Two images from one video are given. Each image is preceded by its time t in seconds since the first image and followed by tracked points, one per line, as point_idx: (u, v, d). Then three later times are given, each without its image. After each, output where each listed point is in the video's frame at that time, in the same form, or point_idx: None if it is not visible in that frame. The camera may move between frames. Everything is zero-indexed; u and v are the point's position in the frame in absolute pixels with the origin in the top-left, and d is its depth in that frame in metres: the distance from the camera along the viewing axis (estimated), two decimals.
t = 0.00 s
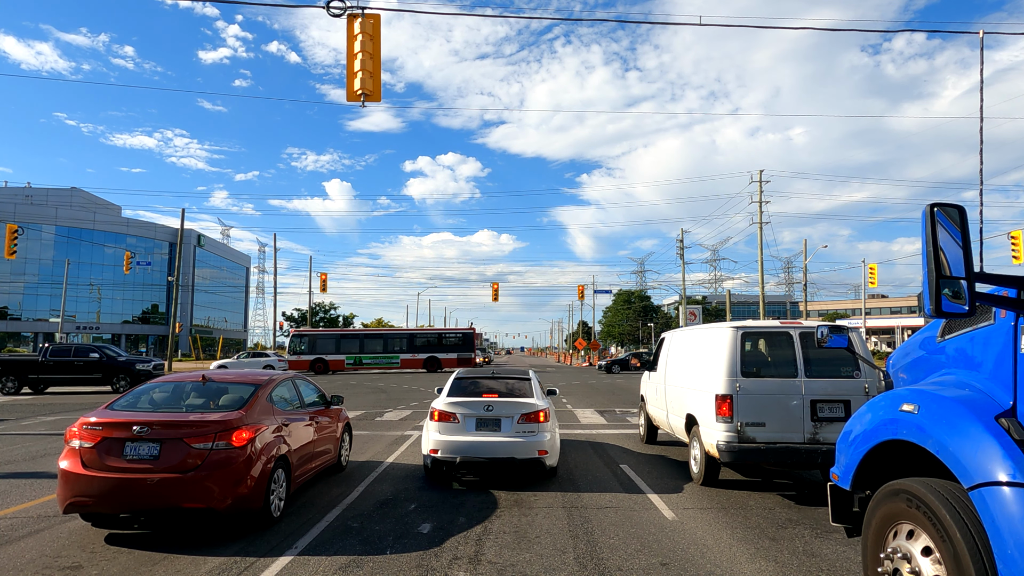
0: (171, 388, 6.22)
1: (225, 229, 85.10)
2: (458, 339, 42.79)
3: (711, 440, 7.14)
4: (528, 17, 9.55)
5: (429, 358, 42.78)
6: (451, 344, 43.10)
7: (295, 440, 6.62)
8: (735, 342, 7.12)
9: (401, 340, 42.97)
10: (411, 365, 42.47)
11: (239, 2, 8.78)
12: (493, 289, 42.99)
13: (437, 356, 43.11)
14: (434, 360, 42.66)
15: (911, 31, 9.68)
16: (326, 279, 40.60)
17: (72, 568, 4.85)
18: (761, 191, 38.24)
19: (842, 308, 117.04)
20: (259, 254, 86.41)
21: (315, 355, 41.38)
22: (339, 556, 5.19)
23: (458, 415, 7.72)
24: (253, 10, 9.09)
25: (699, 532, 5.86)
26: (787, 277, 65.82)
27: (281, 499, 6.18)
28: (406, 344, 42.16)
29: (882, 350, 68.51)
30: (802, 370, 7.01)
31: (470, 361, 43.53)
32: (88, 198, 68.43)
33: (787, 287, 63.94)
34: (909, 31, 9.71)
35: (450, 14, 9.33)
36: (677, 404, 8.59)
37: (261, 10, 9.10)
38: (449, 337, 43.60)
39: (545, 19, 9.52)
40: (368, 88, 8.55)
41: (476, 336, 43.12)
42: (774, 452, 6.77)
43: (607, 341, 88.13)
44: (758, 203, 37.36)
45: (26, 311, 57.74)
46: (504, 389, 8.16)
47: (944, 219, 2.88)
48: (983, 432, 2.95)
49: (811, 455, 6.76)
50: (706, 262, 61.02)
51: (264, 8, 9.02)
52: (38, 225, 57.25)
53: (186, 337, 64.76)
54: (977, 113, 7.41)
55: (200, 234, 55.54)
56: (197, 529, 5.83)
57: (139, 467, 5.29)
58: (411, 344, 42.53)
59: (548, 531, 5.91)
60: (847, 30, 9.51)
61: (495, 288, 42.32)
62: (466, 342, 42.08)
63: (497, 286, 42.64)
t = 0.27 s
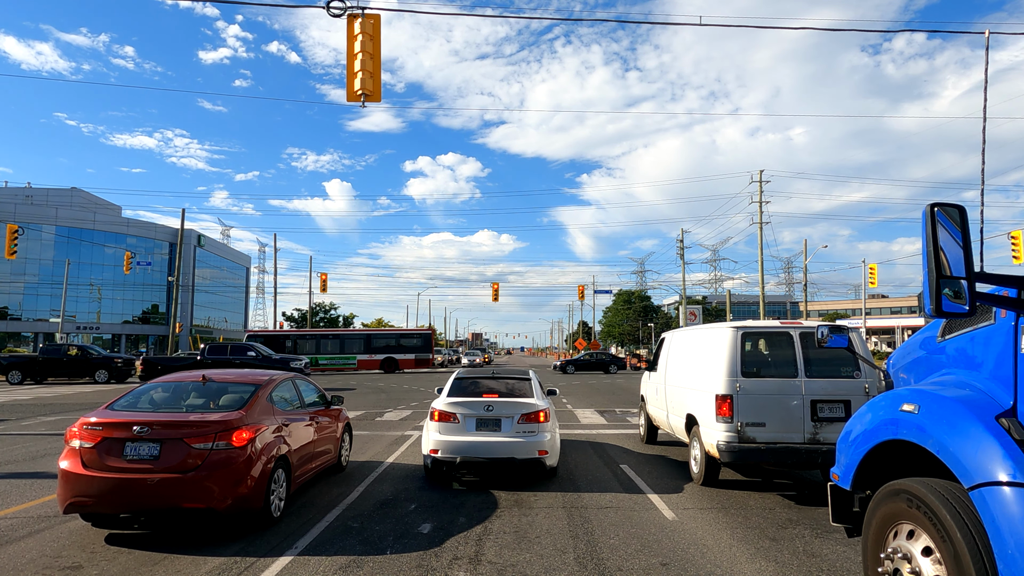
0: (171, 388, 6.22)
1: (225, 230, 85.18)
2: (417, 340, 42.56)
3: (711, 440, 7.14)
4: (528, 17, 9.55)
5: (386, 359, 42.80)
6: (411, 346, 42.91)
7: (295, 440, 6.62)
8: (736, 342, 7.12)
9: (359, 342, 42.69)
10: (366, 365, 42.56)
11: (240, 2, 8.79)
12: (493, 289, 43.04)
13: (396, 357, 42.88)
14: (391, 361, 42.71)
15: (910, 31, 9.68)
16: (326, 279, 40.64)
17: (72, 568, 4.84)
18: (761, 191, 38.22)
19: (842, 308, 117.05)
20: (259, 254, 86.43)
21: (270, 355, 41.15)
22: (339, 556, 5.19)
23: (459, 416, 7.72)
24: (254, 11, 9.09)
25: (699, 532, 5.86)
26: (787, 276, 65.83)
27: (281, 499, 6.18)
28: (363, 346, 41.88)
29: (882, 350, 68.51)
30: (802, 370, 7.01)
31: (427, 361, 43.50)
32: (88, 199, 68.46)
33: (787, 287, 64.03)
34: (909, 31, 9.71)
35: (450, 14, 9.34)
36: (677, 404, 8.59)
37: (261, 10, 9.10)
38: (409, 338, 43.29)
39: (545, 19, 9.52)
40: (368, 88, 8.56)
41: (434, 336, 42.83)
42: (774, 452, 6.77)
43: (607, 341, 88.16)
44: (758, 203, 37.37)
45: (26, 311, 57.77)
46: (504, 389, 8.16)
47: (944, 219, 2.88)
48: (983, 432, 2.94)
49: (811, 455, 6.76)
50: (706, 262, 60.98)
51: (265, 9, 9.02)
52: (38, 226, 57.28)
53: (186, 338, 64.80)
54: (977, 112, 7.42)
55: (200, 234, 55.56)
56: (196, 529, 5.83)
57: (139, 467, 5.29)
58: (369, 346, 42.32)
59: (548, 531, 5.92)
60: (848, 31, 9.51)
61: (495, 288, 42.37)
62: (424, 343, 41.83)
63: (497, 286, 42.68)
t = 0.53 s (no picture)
0: (171, 388, 6.22)
1: (225, 230, 85.22)
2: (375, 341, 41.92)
3: (711, 440, 7.14)
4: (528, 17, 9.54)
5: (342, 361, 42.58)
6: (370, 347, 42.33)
7: (295, 440, 6.62)
8: (736, 342, 7.12)
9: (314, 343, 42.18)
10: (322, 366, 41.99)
11: (241, 3, 8.77)
12: (493, 288, 43.02)
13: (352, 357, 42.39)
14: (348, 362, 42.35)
15: (911, 31, 9.67)
16: (327, 280, 40.66)
17: (72, 568, 4.85)
18: (761, 191, 38.15)
19: (842, 308, 117.00)
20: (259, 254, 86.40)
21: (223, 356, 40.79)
22: (339, 556, 5.19)
23: (459, 416, 7.72)
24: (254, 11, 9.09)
25: (699, 532, 5.86)
26: (787, 276, 65.74)
27: (281, 499, 6.18)
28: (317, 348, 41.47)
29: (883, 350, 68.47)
30: (802, 370, 7.01)
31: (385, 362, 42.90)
32: (88, 199, 68.46)
33: (787, 287, 64.01)
34: (909, 31, 9.71)
35: (450, 14, 9.33)
36: (677, 405, 8.59)
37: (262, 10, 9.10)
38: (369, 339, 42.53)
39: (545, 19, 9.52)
40: (368, 88, 8.56)
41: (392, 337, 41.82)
42: (774, 452, 6.77)
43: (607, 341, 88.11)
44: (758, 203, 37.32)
45: (26, 311, 57.78)
46: (504, 389, 8.16)
47: (944, 219, 2.88)
48: (983, 433, 2.95)
49: (811, 455, 6.76)
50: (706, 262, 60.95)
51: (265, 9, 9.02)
52: (38, 226, 57.27)
53: (186, 338, 64.79)
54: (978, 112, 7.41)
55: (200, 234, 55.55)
56: (197, 529, 5.83)
57: (139, 467, 5.29)
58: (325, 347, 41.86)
59: (548, 531, 5.92)
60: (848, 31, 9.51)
61: (495, 288, 42.38)
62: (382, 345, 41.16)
63: (497, 286, 42.68)
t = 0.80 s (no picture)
0: (171, 388, 6.22)
1: (226, 230, 85.23)
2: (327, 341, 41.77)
3: (711, 440, 7.14)
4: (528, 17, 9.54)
5: (296, 359, 42.46)
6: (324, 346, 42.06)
7: (295, 440, 6.62)
8: (736, 342, 7.12)
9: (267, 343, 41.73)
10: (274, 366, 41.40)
11: (241, 3, 8.78)
12: (493, 288, 43.03)
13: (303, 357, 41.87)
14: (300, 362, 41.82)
15: (911, 31, 9.66)
16: (326, 280, 40.65)
17: (72, 568, 4.85)
18: (762, 191, 38.06)
19: (842, 308, 116.95)
20: (259, 254, 86.35)
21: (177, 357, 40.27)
22: (339, 556, 5.19)
23: (459, 416, 7.72)
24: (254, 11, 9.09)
25: (699, 532, 5.86)
26: (787, 277, 65.69)
27: (281, 499, 6.18)
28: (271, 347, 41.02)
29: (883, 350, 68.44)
30: (802, 370, 7.01)
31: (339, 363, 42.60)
32: (88, 199, 68.45)
33: (787, 287, 63.98)
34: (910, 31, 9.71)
35: (451, 14, 9.33)
36: (677, 405, 8.59)
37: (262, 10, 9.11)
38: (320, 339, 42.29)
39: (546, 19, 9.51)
40: (368, 88, 8.56)
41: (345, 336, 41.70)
42: (774, 452, 6.77)
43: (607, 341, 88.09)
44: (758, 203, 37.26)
45: (26, 311, 57.79)
46: (504, 389, 8.16)
47: (944, 219, 2.88)
48: (983, 432, 2.95)
49: (811, 455, 6.76)
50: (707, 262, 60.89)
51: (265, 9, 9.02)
52: (38, 226, 57.27)
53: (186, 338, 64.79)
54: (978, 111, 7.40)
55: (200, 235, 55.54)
56: (196, 529, 5.83)
57: (139, 467, 5.29)
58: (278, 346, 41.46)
59: (548, 531, 5.92)
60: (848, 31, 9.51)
61: (496, 288, 42.38)
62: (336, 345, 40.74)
63: (497, 286, 42.67)
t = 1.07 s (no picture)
0: (171, 387, 6.22)
1: (226, 230, 85.22)
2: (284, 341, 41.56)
3: (711, 440, 7.14)
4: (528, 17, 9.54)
5: (252, 358, 42.12)
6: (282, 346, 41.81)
7: (294, 440, 6.62)
8: (735, 342, 7.12)
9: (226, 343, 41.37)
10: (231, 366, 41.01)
11: (241, 3, 8.78)
12: (493, 288, 43.00)
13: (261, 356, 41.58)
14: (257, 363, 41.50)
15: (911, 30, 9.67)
16: (326, 279, 40.65)
17: (72, 568, 4.85)
18: (761, 190, 38.02)
19: (841, 308, 116.92)
20: (259, 254, 86.35)
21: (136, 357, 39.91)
22: (338, 556, 5.19)
23: (459, 416, 7.72)
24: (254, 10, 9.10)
25: (699, 532, 5.86)
26: (787, 276, 65.66)
27: (281, 499, 6.18)
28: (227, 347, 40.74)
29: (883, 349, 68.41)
30: (802, 370, 7.01)
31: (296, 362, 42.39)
32: (88, 199, 68.41)
33: (787, 287, 63.97)
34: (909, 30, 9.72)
35: (450, 14, 9.33)
36: (677, 405, 8.59)
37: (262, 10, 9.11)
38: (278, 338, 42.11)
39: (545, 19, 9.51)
40: (368, 88, 8.56)
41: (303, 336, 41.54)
42: (774, 452, 6.77)
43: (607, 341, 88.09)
44: (758, 203, 37.23)
45: (26, 311, 57.78)
46: (504, 389, 8.15)
47: (943, 219, 2.88)
48: (982, 433, 2.95)
49: (811, 455, 6.76)
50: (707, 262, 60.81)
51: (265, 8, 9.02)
52: (38, 226, 57.25)
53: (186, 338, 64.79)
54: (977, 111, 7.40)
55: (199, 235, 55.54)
56: (196, 529, 5.83)
57: (139, 467, 5.29)
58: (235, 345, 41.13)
59: (548, 531, 5.92)
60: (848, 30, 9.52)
61: (495, 288, 42.37)
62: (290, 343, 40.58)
63: (497, 286, 42.66)
